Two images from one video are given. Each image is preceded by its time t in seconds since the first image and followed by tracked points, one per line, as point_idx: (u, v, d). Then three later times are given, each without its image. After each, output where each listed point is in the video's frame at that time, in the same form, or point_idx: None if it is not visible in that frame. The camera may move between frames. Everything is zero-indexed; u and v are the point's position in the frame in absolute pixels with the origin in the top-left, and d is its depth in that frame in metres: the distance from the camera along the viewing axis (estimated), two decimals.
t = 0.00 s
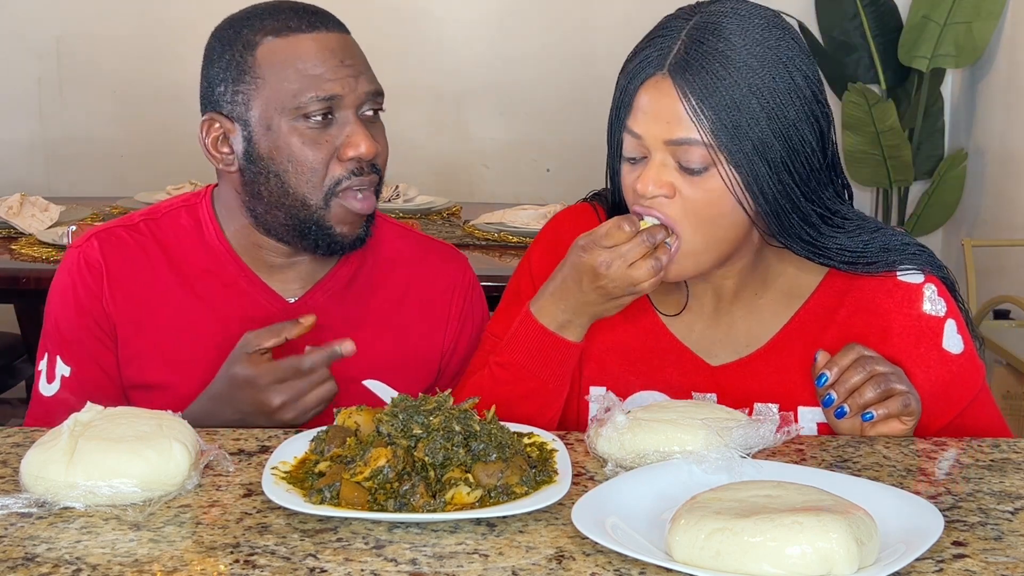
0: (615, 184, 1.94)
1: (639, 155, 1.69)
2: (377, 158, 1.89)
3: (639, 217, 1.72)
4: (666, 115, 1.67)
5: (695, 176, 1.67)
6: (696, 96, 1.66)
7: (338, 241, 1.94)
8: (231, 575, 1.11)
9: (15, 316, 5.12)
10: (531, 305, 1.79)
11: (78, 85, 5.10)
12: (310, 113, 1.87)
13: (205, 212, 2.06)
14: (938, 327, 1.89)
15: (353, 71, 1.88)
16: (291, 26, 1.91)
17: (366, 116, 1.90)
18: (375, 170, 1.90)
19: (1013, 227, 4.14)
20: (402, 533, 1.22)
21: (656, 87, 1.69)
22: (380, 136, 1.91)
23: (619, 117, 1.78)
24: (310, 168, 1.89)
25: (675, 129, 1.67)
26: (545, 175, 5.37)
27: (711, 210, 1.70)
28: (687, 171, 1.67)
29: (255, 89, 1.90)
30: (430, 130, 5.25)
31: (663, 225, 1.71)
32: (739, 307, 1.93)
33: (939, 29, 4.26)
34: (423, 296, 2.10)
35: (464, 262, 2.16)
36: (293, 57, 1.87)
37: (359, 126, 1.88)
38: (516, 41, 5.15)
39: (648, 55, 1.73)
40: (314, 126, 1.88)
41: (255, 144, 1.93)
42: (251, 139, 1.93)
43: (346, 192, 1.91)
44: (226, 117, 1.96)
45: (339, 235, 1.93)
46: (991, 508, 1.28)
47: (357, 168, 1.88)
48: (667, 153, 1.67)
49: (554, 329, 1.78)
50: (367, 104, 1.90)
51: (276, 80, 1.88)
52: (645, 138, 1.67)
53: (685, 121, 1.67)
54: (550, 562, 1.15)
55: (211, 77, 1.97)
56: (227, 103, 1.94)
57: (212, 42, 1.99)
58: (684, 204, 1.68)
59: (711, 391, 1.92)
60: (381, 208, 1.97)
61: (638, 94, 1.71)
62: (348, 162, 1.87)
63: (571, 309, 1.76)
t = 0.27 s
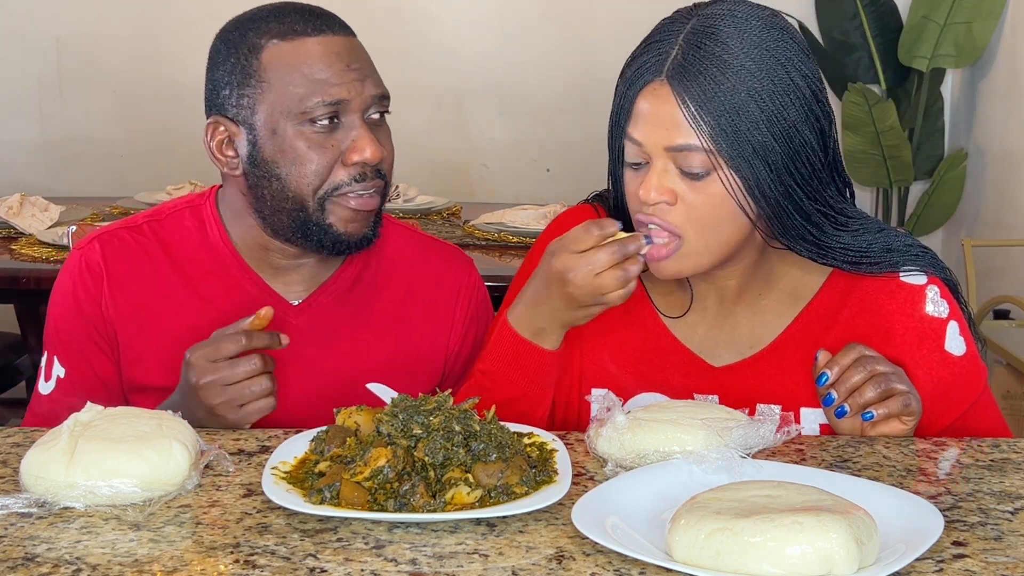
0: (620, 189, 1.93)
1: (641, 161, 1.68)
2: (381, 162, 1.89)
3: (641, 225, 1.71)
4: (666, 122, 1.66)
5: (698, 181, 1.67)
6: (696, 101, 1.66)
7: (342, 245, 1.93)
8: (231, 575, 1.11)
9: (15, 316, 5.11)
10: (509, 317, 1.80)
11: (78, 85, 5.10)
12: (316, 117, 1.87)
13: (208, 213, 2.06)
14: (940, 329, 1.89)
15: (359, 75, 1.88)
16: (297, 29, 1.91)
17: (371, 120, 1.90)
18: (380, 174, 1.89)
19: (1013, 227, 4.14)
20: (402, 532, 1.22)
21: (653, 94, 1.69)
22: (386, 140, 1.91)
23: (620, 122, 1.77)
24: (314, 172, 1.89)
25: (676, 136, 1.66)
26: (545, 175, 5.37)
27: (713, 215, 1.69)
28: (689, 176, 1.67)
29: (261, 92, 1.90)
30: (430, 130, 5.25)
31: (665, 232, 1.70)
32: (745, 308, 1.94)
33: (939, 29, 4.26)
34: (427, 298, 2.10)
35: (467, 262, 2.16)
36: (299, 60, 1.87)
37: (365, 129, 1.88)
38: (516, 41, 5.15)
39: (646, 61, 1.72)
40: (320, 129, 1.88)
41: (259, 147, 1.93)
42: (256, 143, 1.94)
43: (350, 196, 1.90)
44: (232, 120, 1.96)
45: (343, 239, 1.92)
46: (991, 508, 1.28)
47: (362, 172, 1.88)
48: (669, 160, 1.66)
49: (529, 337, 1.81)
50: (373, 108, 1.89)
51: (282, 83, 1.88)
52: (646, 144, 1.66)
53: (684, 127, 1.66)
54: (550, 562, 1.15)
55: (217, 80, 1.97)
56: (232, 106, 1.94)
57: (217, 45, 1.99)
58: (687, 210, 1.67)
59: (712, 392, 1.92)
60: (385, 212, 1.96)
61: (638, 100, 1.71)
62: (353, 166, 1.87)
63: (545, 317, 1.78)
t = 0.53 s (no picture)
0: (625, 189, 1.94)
1: (651, 159, 1.68)
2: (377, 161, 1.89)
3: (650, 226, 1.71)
4: (675, 120, 1.67)
5: (707, 180, 1.67)
6: (707, 101, 1.66)
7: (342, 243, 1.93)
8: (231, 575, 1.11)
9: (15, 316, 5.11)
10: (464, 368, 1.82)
11: (78, 85, 5.10)
12: (310, 116, 1.87)
13: (205, 214, 2.06)
14: (943, 331, 1.89)
15: (351, 71, 1.88)
16: (286, 28, 1.90)
17: (364, 117, 1.90)
18: (376, 172, 1.90)
19: (1013, 227, 4.14)
20: (402, 533, 1.23)
21: (662, 93, 1.69)
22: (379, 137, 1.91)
23: (628, 121, 1.77)
24: (312, 172, 1.89)
25: (686, 135, 1.66)
26: (545, 176, 5.37)
27: (718, 217, 1.69)
28: (698, 176, 1.67)
29: (254, 93, 1.90)
30: (430, 130, 5.25)
31: (675, 232, 1.69)
32: (749, 307, 1.94)
33: (939, 29, 4.26)
34: (424, 297, 2.11)
35: (465, 261, 2.18)
36: (292, 59, 1.87)
37: (359, 128, 1.88)
38: (516, 41, 5.15)
39: (657, 59, 1.72)
40: (314, 128, 1.88)
41: (255, 148, 1.93)
42: (251, 144, 1.93)
43: (348, 195, 1.90)
44: (225, 121, 1.96)
45: (342, 237, 1.92)
46: (991, 508, 1.28)
47: (360, 170, 1.88)
48: (679, 158, 1.66)
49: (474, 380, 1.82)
50: (366, 106, 1.89)
51: (275, 83, 1.88)
52: (656, 142, 1.66)
53: (694, 127, 1.66)
54: (550, 562, 1.15)
55: (210, 82, 1.97)
56: (226, 107, 1.94)
57: (209, 46, 1.99)
58: (696, 208, 1.67)
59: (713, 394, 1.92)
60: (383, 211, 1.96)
61: (648, 99, 1.71)
62: (349, 164, 1.87)
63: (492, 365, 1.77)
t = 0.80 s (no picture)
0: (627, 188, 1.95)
1: (656, 156, 1.68)
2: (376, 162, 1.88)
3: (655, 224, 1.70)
4: (681, 117, 1.67)
5: (712, 178, 1.66)
6: (713, 99, 1.66)
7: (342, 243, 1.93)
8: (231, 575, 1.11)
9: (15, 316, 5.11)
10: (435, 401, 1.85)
11: (78, 85, 5.10)
12: (309, 118, 1.87)
13: (204, 214, 2.06)
14: (947, 332, 1.89)
15: (349, 72, 1.88)
16: (284, 30, 1.91)
17: (363, 119, 1.90)
18: (376, 174, 1.89)
19: (1013, 227, 4.14)
20: (402, 532, 1.23)
21: (666, 92, 1.70)
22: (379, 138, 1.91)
23: (636, 118, 1.77)
24: (311, 173, 1.89)
25: (691, 132, 1.66)
26: (545, 176, 5.37)
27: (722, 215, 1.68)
28: (702, 174, 1.66)
29: (252, 94, 1.90)
30: (430, 130, 5.25)
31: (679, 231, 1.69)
32: (753, 305, 1.94)
33: (939, 29, 4.26)
34: (424, 297, 2.11)
35: (465, 261, 2.18)
36: (291, 61, 1.87)
37: (358, 129, 1.88)
38: (516, 41, 5.15)
39: (665, 56, 1.72)
40: (313, 130, 1.88)
41: (254, 150, 1.93)
42: (250, 145, 1.94)
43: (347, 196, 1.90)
44: (224, 123, 1.96)
45: (341, 238, 1.92)
46: (991, 508, 1.28)
47: (359, 172, 1.88)
48: (684, 156, 1.67)
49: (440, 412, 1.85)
50: (365, 106, 1.89)
51: (273, 85, 1.88)
52: (663, 138, 1.67)
53: (699, 125, 1.67)
54: (550, 562, 1.15)
55: (208, 84, 1.97)
56: (224, 109, 1.94)
57: (208, 48, 1.99)
58: (699, 208, 1.66)
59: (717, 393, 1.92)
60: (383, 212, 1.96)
61: (655, 95, 1.72)
62: (348, 165, 1.87)
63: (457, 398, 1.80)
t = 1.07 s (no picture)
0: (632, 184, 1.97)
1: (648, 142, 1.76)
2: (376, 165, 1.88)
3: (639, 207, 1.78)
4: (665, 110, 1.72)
5: (685, 171, 1.71)
6: (693, 102, 1.69)
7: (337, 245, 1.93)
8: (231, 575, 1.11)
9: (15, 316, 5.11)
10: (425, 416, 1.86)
11: (78, 85, 5.10)
12: (310, 120, 1.87)
13: (205, 214, 2.06)
14: (957, 335, 1.89)
15: (351, 74, 1.88)
16: (286, 31, 1.91)
17: (364, 121, 1.90)
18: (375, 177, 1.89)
19: (1013, 227, 4.15)
20: (402, 533, 1.23)
21: (658, 91, 1.74)
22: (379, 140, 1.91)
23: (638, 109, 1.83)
24: (311, 175, 1.89)
25: (668, 124, 1.72)
26: (545, 175, 5.37)
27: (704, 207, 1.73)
28: (680, 165, 1.72)
29: (254, 95, 1.90)
30: (430, 130, 5.26)
31: (659, 216, 1.75)
32: (760, 301, 1.95)
33: (939, 29, 4.27)
34: (424, 298, 2.11)
35: (466, 261, 2.18)
36: (293, 62, 1.87)
37: (359, 131, 1.88)
38: (516, 40, 5.15)
39: (667, 51, 1.76)
40: (314, 132, 1.88)
41: (255, 151, 1.93)
42: (251, 146, 1.94)
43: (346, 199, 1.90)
44: (225, 124, 1.96)
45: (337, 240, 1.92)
46: (991, 508, 1.28)
47: (359, 174, 1.88)
48: (665, 147, 1.73)
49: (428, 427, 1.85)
50: (366, 108, 1.89)
51: (275, 86, 1.88)
52: (649, 126, 1.74)
53: (679, 123, 1.70)
54: (550, 562, 1.15)
55: (210, 84, 1.97)
56: (226, 110, 1.94)
57: (209, 48, 1.99)
58: (673, 197, 1.72)
59: (724, 389, 1.94)
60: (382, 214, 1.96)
61: (652, 88, 1.77)
62: (349, 168, 1.87)
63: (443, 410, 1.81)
